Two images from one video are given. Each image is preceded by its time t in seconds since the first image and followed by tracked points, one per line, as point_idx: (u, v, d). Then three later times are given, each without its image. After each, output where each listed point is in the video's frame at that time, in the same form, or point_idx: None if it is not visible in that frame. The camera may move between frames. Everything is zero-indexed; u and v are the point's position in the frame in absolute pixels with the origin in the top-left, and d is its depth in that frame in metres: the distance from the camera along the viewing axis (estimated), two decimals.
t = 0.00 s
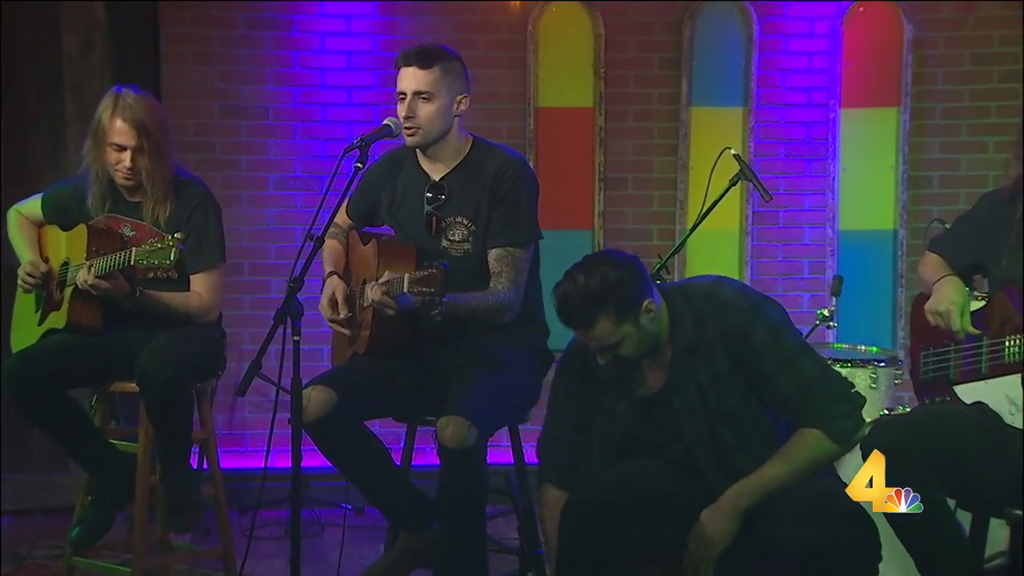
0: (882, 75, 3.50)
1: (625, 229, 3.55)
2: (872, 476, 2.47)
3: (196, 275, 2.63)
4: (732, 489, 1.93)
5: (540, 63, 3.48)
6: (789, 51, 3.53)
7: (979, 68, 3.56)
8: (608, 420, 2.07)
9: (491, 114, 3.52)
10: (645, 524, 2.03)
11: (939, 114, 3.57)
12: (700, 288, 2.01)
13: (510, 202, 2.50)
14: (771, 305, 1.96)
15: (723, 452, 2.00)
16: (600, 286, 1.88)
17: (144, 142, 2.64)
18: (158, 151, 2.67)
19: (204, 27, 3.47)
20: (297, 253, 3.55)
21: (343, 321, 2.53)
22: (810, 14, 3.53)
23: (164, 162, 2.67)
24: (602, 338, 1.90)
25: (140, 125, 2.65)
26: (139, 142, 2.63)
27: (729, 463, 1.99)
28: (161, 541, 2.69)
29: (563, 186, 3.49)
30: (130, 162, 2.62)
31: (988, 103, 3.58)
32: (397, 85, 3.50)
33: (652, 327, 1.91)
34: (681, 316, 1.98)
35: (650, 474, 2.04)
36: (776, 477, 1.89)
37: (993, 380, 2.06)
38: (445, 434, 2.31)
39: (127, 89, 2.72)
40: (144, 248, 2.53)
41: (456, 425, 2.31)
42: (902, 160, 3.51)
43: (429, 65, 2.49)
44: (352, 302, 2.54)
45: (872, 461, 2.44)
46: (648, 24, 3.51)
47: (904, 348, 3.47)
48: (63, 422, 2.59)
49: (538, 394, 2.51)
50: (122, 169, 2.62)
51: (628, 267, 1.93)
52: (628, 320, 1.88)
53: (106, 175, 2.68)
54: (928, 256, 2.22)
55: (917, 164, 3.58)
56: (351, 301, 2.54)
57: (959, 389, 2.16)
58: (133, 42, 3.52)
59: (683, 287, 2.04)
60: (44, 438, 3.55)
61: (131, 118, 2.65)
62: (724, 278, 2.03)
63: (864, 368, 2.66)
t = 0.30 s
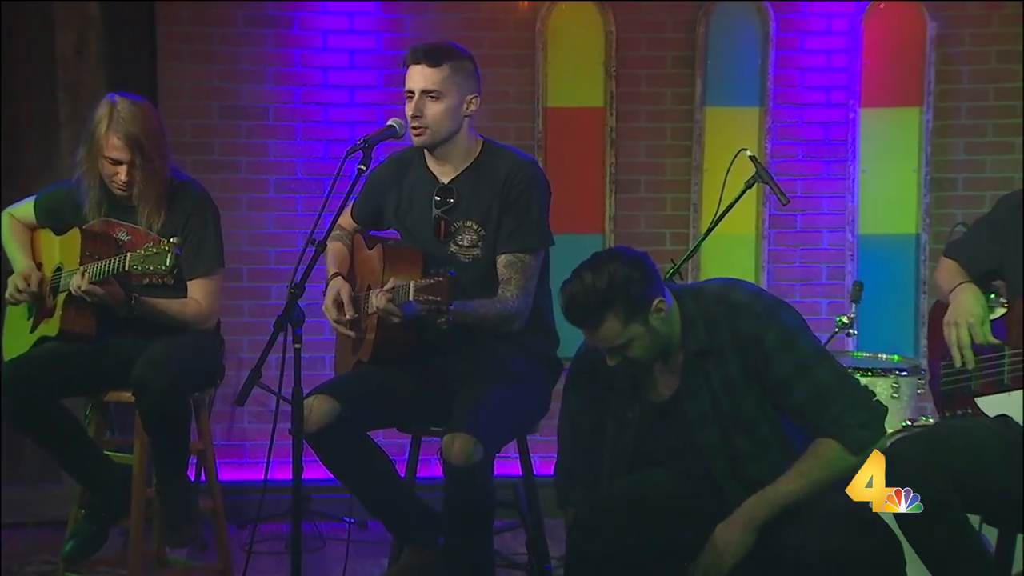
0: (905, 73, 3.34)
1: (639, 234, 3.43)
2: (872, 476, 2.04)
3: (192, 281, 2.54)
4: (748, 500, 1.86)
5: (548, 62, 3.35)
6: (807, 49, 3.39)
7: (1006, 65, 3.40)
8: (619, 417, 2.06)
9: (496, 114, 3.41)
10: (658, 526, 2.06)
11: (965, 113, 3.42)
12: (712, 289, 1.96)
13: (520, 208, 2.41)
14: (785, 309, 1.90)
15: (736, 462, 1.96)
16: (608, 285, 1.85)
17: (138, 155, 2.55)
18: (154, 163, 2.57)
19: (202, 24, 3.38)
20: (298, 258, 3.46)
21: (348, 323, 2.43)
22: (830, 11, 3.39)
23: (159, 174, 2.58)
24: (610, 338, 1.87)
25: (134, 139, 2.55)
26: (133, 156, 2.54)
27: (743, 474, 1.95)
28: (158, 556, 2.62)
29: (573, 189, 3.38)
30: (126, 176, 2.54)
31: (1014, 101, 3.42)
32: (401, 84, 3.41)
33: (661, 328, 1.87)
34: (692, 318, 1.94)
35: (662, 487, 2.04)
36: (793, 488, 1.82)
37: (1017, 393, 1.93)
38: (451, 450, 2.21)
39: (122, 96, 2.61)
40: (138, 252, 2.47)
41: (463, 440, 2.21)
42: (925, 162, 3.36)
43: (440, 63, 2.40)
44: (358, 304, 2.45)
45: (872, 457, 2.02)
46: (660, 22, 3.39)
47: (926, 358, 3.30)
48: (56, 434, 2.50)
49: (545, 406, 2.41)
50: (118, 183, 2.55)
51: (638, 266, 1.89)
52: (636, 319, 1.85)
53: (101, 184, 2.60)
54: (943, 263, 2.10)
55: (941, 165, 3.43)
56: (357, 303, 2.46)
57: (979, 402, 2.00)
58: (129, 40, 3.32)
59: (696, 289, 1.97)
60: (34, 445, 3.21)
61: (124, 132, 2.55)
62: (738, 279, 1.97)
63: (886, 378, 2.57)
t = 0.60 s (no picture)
0: (929, 71, 3.24)
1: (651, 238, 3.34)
2: (872, 478, 1.81)
3: (190, 288, 2.46)
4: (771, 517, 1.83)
5: (558, 60, 3.26)
6: (827, 47, 3.30)
7: None
8: (628, 422, 2.00)
9: (504, 115, 3.32)
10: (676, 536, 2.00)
11: (991, 113, 3.32)
12: (731, 295, 1.87)
13: (536, 217, 2.32)
14: (806, 318, 1.82)
15: (752, 472, 1.90)
16: (619, 288, 1.78)
17: (134, 144, 2.48)
18: (150, 154, 2.50)
19: (201, 21, 3.29)
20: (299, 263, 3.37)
21: (353, 327, 2.33)
22: (852, 7, 3.29)
23: (154, 167, 2.50)
24: (621, 342, 1.80)
25: (131, 128, 2.48)
26: (127, 143, 2.46)
27: (761, 487, 1.89)
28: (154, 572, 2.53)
29: (582, 191, 3.28)
30: (119, 166, 2.46)
31: None
32: (405, 83, 3.32)
33: (674, 333, 1.80)
34: (709, 322, 1.85)
35: (674, 501, 1.98)
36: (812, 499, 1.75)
37: None
38: (459, 466, 2.14)
39: (118, 86, 2.54)
40: (133, 258, 2.39)
41: (471, 457, 2.14)
42: (949, 163, 3.27)
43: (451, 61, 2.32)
44: (364, 306, 2.36)
45: (871, 458, 1.76)
46: (674, 20, 3.31)
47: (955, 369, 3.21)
48: (47, 446, 2.42)
49: (559, 412, 2.31)
50: (111, 173, 2.46)
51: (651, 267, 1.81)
52: (648, 322, 1.78)
53: (93, 179, 2.51)
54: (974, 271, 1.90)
55: (967, 167, 3.34)
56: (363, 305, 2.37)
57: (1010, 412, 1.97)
58: (123, 38, 3.26)
59: (715, 294, 1.89)
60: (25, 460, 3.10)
61: (120, 119, 2.48)
62: (759, 285, 1.88)
63: (910, 389, 2.47)
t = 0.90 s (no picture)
0: (953, 71, 3.16)
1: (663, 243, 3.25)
2: (872, 476, 1.62)
3: (188, 295, 2.38)
4: (777, 525, 1.71)
5: (568, 60, 3.18)
6: (847, 45, 3.20)
7: None
8: (640, 425, 1.90)
9: (513, 116, 3.23)
10: (690, 545, 1.94)
11: (1015, 114, 3.23)
12: (753, 297, 1.79)
13: (547, 224, 2.24)
14: (829, 325, 1.73)
15: (767, 478, 1.82)
16: (630, 286, 1.68)
17: (121, 152, 2.39)
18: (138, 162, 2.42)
19: (200, 20, 3.22)
20: (300, 269, 3.29)
21: (361, 307, 2.25)
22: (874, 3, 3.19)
23: (145, 173, 2.42)
24: (636, 342, 1.71)
25: (117, 135, 2.39)
26: (114, 152, 2.38)
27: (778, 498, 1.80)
28: None
29: (590, 196, 3.20)
30: (108, 175, 2.38)
31: None
32: (410, 84, 3.24)
33: (691, 332, 1.71)
34: (727, 323, 1.77)
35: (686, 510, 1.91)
36: (836, 516, 1.67)
37: None
38: (465, 476, 2.05)
39: (105, 91, 2.46)
40: (128, 263, 2.34)
41: (478, 466, 2.05)
42: (974, 166, 3.18)
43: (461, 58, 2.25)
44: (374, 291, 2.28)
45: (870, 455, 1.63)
46: (688, 18, 3.22)
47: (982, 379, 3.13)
48: (41, 458, 2.34)
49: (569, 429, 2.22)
50: (101, 182, 2.39)
51: (663, 264, 1.71)
52: (663, 322, 1.68)
53: (85, 186, 2.44)
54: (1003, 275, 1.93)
55: (992, 169, 3.25)
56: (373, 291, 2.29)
57: None
58: (120, 38, 3.23)
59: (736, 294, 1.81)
60: (19, 472, 2.98)
61: (105, 127, 2.39)
62: (781, 289, 1.79)
63: (934, 398, 2.38)
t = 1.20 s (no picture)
0: (978, 71, 3.08)
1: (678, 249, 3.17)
2: (872, 475, 1.62)
3: (188, 302, 2.30)
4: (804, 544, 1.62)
5: (579, 60, 3.10)
6: (867, 44, 3.13)
7: None
8: (662, 436, 1.80)
9: (522, 118, 3.16)
10: (713, 563, 1.85)
11: None
12: (778, 298, 1.71)
13: (554, 228, 2.15)
14: (860, 329, 1.65)
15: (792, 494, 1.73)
16: (657, 279, 1.59)
17: (115, 160, 2.31)
18: (133, 169, 2.34)
19: (200, 19, 3.15)
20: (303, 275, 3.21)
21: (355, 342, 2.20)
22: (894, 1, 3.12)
23: (141, 181, 2.34)
24: (664, 339, 1.60)
25: (111, 143, 2.31)
26: (108, 161, 2.30)
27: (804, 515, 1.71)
28: None
29: (599, 201, 3.13)
30: (103, 183, 2.31)
31: None
32: (415, 85, 3.17)
33: (719, 327, 1.61)
34: (752, 327, 1.69)
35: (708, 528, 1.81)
36: (868, 536, 1.58)
37: None
38: (474, 492, 1.95)
39: (100, 96, 2.37)
40: (127, 268, 2.22)
41: (487, 481, 1.96)
42: (1000, 169, 3.09)
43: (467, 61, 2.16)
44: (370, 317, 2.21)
45: (870, 455, 1.62)
46: (704, 16, 3.14)
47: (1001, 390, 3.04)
48: (32, 471, 2.26)
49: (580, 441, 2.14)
50: (96, 191, 2.32)
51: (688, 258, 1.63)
52: (691, 316, 1.59)
53: (81, 193, 2.37)
54: None
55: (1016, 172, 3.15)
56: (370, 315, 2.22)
57: None
58: (117, 37, 3.13)
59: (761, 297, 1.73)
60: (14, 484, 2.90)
61: (99, 134, 2.31)
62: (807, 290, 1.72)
63: (960, 410, 2.30)
